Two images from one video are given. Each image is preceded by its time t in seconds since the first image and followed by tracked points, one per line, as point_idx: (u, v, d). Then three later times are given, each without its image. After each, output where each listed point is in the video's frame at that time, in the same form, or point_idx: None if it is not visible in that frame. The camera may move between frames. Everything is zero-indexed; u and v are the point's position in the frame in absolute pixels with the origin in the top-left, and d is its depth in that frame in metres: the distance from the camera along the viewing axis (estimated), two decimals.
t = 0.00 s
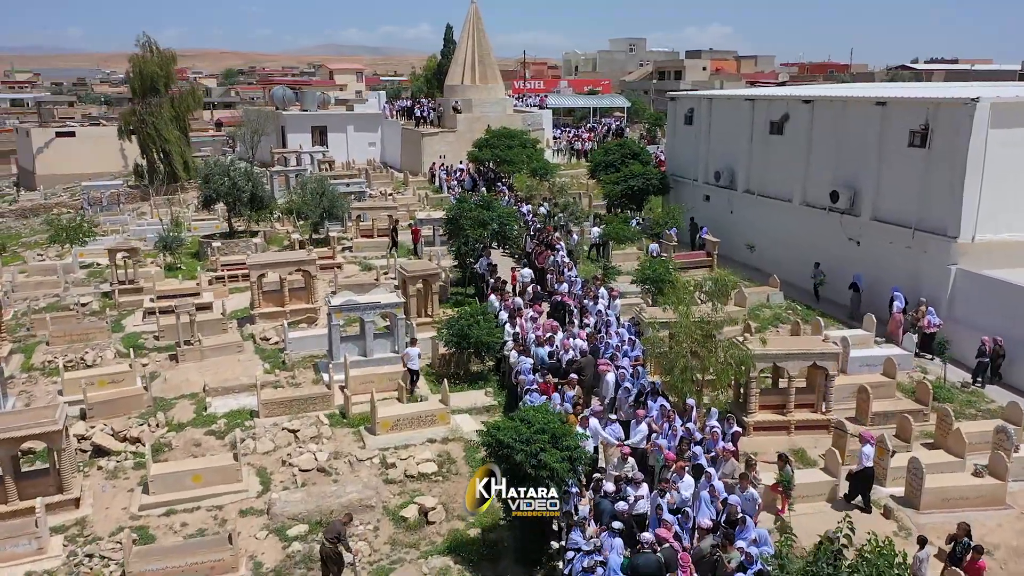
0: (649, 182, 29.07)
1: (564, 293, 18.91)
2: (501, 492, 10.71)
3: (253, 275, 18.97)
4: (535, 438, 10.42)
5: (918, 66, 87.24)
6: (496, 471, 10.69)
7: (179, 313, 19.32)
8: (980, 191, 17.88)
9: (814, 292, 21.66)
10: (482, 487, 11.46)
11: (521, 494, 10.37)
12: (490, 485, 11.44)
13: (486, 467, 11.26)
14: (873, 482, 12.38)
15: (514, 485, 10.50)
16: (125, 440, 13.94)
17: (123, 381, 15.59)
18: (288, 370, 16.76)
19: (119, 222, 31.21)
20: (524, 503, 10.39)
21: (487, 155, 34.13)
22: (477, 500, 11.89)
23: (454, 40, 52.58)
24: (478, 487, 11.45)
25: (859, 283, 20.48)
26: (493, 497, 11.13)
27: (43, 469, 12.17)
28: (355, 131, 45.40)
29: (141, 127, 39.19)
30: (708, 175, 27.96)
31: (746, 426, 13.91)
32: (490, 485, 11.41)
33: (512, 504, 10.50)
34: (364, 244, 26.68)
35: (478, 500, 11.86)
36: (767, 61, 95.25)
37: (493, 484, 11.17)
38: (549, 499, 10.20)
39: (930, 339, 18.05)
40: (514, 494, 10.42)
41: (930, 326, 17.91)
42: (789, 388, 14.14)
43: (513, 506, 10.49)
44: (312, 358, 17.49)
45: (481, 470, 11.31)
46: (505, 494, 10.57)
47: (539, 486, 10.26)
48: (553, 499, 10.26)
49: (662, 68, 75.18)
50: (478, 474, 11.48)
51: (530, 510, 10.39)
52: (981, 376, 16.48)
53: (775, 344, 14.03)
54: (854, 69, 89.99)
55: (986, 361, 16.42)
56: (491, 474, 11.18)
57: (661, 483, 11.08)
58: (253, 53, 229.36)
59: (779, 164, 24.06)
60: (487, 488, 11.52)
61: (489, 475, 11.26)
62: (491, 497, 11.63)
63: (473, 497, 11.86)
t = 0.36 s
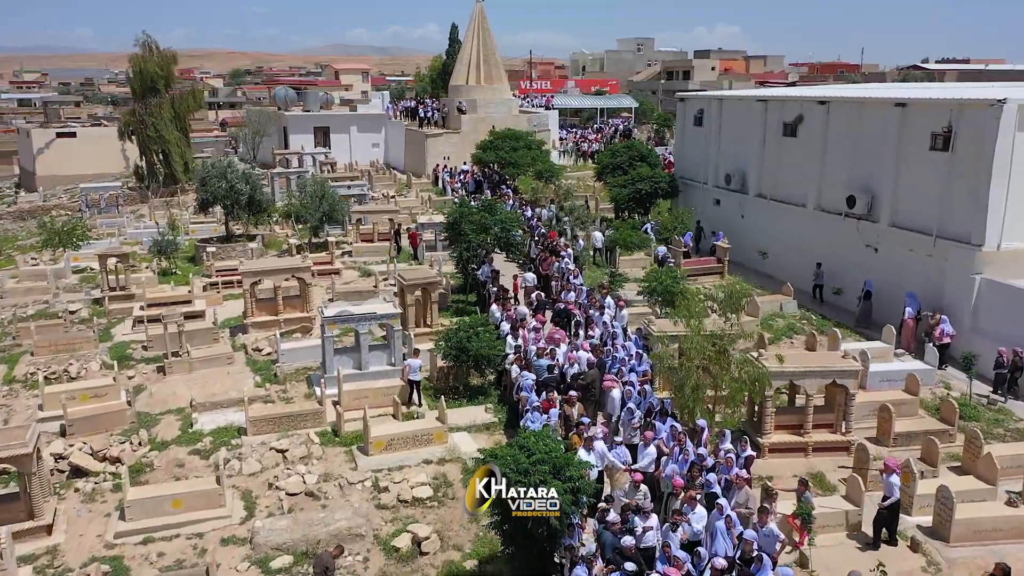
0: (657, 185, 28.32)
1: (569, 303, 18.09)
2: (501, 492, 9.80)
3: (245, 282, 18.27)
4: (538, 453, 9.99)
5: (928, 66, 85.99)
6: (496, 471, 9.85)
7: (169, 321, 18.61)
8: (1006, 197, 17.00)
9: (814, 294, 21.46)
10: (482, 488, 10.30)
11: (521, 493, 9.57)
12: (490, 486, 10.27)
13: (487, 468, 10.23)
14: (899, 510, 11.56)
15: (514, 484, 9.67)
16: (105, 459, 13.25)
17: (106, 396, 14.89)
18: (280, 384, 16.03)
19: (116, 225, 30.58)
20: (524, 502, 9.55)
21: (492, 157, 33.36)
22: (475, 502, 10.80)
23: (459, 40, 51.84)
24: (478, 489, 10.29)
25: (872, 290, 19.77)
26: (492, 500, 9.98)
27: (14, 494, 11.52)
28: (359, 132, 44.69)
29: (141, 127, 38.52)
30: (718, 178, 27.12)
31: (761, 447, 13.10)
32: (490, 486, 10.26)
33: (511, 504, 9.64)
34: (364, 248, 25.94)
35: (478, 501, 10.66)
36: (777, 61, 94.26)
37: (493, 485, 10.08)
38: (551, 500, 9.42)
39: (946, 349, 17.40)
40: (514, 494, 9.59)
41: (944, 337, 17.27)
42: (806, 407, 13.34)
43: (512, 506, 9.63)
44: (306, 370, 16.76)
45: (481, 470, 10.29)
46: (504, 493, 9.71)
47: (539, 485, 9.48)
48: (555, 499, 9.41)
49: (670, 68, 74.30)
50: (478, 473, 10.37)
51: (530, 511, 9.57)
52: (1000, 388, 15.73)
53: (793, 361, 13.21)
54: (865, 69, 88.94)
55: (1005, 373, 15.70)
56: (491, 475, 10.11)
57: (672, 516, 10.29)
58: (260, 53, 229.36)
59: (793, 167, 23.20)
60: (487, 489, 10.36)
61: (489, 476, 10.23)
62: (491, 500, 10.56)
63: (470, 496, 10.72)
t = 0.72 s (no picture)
0: (662, 189, 27.46)
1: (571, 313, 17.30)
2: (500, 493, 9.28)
3: (233, 292, 17.49)
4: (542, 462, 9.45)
5: (934, 65, 85.01)
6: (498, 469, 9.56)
7: (154, 331, 17.83)
8: None
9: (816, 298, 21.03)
10: (482, 488, 9.82)
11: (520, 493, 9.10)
12: (490, 485, 9.82)
13: (487, 467, 9.93)
14: (925, 543, 10.74)
15: (513, 485, 9.21)
16: (77, 483, 12.48)
17: (82, 413, 14.15)
18: (267, 399, 15.25)
19: (108, 229, 29.84)
20: (523, 503, 8.98)
21: (492, 159, 32.53)
22: (476, 501, 10.24)
23: (460, 39, 51.07)
24: (478, 488, 9.81)
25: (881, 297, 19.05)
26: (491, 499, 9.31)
27: None
28: (358, 133, 43.90)
29: (135, 128, 37.79)
30: (725, 181, 26.28)
31: (774, 472, 12.28)
32: (492, 485, 9.81)
33: (510, 504, 9.05)
34: (360, 253, 25.15)
35: (478, 501, 10.08)
36: (782, 61, 93.38)
37: (494, 486, 9.67)
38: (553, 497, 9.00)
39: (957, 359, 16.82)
40: (513, 494, 9.07)
41: (957, 347, 16.65)
42: (822, 429, 12.50)
43: (511, 507, 9.00)
44: (295, 384, 15.98)
45: (481, 469, 9.89)
46: (504, 493, 9.17)
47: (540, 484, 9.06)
48: (556, 497, 8.98)
49: (674, 68, 73.47)
50: (477, 473, 9.96)
51: (529, 512, 8.96)
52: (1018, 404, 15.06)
53: (809, 380, 12.36)
54: (871, 68, 88.02)
55: None
56: (493, 475, 9.75)
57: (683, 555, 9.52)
58: (263, 53, 228.89)
59: (804, 170, 22.37)
60: (488, 489, 9.87)
61: (489, 475, 9.85)
62: (492, 498, 9.81)
63: (472, 497, 10.11)
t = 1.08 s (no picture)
0: (665, 193, 26.61)
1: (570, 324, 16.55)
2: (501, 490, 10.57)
3: (217, 302, 16.72)
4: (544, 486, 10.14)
5: (936, 65, 84.30)
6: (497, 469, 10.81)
7: (134, 343, 17.04)
8: None
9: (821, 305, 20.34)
10: (482, 488, 10.86)
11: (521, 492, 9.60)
12: (490, 485, 10.97)
13: (487, 469, 11.04)
14: None
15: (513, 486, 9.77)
16: (43, 510, 11.70)
17: (53, 432, 13.37)
18: (250, 417, 14.48)
19: (94, 234, 29.05)
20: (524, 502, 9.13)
21: (490, 161, 31.77)
22: (477, 501, 10.97)
23: (458, 39, 50.36)
24: (478, 487, 10.73)
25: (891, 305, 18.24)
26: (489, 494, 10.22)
27: None
28: (354, 134, 43.13)
29: (125, 129, 36.98)
30: (730, 185, 25.52)
31: (787, 498, 11.48)
32: (491, 485, 10.87)
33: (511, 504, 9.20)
34: (353, 259, 24.37)
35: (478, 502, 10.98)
36: (783, 61, 92.66)
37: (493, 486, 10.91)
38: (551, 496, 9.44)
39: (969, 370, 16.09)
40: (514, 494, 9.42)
41: (969, 356, 15.96)
42: (838, 452, 11.70)
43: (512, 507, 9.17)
44: (280, 400, 15.20)
45: (482, 469, 10.96)
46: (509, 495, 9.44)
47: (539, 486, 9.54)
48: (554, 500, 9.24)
49: (675, 68, 72.75)
50: (478, 473, 10.94)
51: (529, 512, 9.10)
52: None
53: (825, 401, 11.58)
54: (872, 68, 87.29)
55: None
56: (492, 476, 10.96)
57: None
58: (261, 53, 228.16)
59: (811, 174, 21.63)
60: (488, 488, 10.93)
61: (489, 476, 10.99)
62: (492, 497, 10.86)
63: (473, 497, 10.96)
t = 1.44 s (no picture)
0: (668, 198, 25.81)
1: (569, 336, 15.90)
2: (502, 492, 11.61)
3: (201, 313, 16.01)
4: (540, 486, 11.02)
5: (939, 65, 83.70)
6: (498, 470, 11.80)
7: (114, 355, 16.32)
8: None
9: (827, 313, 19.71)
10: (483, 489, 11.77)
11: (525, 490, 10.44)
12: (490, 485, 11.85)
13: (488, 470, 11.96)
14: None
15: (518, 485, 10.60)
16: (9, 538, 11.00)
17: (24, 452, 12.68)
18: (234, 434, 13.80)
19: (83, 238, 28.35)
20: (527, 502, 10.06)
21: (488, 164, 31.09)
22: (477, 501, 11.75)
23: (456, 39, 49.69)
24: (479, 487, 11.69)
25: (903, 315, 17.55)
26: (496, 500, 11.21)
27: None
28: (350, 135, 42.44)
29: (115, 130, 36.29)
30: (734, 189, 24.85)
31: (801, 526, 10.79)
32: (491, 485, 11.78)
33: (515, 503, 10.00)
34: (346, 265, 23.70)
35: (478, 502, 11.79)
36: (784, 61, 92.05)
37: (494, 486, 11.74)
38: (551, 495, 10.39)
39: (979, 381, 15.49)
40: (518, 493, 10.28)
41: (978, 366, 15.31)
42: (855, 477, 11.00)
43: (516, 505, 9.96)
44: (265, 417, 14.51)
45: (482, 469, 11.88)
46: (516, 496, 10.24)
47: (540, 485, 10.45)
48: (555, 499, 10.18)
49: (675, 68, 72.13)
50: (479, 473, 11.84)
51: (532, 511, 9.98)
52: None
53: (841, 423, 10.90)
54: (873, 68, 86.70)
55: None
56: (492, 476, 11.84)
57: None
58: (260, 53, 227.56)
59: (819, 178, 20.96)
60: (488, 489, 11.82)
61: (489, 476, 11.90)
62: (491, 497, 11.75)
63: (473, 496, 11.76)
